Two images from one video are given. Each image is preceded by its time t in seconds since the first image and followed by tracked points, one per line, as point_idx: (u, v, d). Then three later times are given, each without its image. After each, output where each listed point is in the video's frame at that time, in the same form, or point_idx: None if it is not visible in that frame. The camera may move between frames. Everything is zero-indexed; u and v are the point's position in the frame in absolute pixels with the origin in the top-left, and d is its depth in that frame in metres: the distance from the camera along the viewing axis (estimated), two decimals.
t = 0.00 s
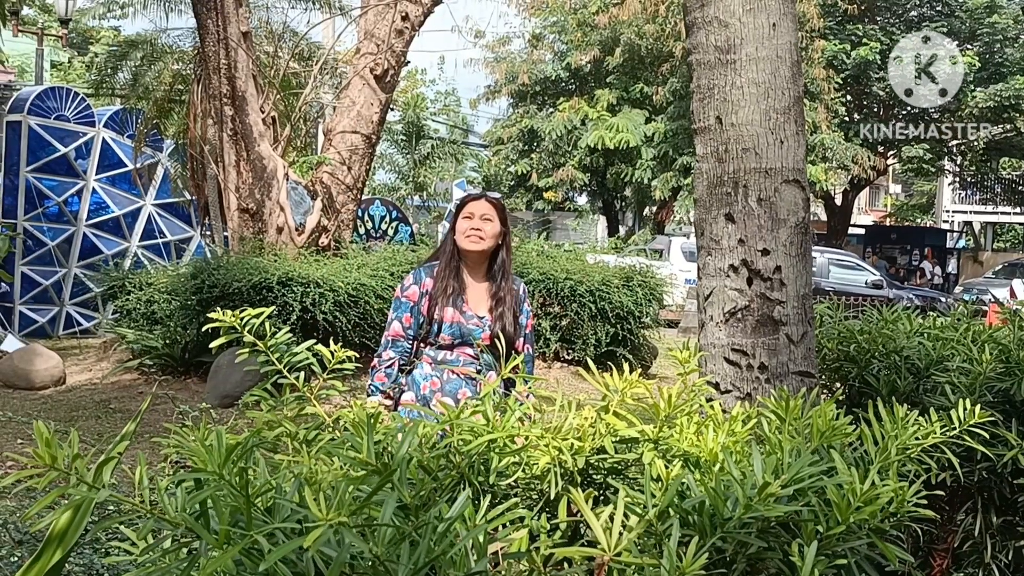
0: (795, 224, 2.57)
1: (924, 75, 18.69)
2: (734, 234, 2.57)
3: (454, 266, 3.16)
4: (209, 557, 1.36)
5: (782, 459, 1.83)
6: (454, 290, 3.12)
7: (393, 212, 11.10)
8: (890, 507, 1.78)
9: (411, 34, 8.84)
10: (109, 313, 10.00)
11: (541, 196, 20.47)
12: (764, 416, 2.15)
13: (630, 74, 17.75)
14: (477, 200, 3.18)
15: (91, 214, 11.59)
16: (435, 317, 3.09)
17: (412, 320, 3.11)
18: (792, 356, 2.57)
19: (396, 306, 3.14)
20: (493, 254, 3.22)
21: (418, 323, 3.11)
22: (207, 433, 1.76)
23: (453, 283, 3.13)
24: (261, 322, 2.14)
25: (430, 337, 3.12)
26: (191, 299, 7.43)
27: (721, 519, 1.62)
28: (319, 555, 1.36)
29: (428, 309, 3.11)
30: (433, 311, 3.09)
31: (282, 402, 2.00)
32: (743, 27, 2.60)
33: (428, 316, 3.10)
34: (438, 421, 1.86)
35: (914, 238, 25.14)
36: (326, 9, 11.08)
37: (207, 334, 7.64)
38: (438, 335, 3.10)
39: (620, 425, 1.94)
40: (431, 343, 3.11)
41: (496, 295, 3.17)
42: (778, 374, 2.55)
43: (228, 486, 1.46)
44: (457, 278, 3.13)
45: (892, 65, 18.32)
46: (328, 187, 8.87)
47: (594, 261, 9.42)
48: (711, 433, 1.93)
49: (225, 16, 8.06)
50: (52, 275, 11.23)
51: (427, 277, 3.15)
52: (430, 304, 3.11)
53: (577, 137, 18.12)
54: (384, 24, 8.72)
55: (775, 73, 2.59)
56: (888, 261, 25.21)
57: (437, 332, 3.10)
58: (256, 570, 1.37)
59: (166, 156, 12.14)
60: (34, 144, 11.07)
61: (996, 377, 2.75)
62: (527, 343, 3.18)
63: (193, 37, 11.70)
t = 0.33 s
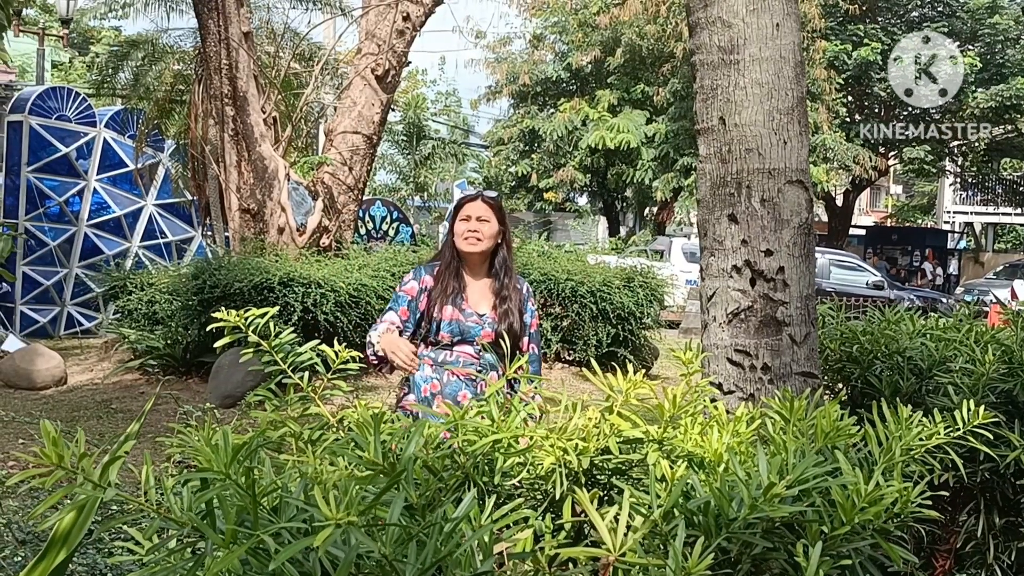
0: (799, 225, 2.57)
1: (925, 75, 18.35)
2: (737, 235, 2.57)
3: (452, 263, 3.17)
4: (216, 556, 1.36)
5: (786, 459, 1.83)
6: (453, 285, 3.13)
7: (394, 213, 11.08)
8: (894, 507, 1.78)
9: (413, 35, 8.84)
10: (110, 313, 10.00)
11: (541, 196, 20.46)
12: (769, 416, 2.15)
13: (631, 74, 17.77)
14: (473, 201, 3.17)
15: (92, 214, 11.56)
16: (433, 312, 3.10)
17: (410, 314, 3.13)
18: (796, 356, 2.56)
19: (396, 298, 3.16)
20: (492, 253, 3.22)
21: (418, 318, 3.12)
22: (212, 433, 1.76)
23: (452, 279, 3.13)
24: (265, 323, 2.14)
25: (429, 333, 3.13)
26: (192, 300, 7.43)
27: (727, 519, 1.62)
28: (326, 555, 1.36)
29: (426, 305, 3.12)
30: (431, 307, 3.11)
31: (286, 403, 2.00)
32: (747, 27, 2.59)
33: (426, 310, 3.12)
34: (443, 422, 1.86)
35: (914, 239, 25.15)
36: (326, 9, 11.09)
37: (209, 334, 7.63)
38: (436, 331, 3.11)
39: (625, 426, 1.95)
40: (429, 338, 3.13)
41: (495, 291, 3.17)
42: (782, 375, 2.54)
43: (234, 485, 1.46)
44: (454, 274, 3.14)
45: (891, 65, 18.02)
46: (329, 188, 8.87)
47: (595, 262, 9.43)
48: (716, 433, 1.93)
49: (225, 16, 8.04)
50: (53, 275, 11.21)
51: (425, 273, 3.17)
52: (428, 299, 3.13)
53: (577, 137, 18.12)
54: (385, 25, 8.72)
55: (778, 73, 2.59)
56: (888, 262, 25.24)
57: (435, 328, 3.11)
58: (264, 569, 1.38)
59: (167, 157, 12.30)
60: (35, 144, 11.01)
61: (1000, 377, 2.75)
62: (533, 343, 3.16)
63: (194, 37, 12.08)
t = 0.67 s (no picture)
0: (802, 225, 2.56)
1: (925, 75, 18.69)
2: (740, 235, 2.57)
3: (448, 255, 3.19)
4: (221, 556, 1.36)
5: (792, 459, 1.83)
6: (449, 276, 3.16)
7: (394, 213, 11.08)
8: (899, 508, 1.77)
9: (414, 35, 8.84)
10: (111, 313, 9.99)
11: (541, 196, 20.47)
12: (773, 416, 2.15)
13: (632, 74, 17.78)
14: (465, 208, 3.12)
15: (93, 214, 11.54)
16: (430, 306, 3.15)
17: (409, 297, 3.17)
18: (799, 357, 2.56)
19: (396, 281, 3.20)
20: (488, 253, 3.21)
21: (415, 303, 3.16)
22: (218, 432, 1.76)
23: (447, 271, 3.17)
24: (269, 322, 2.14)
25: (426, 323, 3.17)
26: (194, 300, 7.42)
27: (732, 520, 1.62)
28: (333, 554, 1.36)
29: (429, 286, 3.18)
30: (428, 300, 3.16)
31: (290, 403, 2.00)
32: (750, 27, 2.59)
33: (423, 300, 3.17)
34: (447, 422, 1.86)
35: (915, 239, 25.17)
36: (327, 9, 11.09)
37: (210, 334, 7.63)
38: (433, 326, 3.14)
39: (629, 426, 1.95)
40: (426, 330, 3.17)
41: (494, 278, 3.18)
42: (785, 375, 2.54)
43: (241, 485, 1.46)
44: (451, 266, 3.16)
45: (892, 65, 18.31)
46: (330, 188, 8.86)
47: (596, 262, 9.43)
48: (720, 434, 1.93)
49: (227, 16, 8.02)
50: (54, 275, 11.18)
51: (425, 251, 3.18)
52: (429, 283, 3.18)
53: (578, 137, 18.11)
54: (386, 25, 8.73)
55: (781, 73, 2.59)
56: (889, 262, 25.24)
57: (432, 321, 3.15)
58: (271, 569, 1.38)
59: (167, 157, 12.27)
60: (37, 144, 10.95)
61: (1003, 377, 2.75)
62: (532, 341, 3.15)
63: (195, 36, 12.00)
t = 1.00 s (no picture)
0: (803, 226, 2.56)
1: (925, 76, 18.59)
2: (741, 236, 2.56)
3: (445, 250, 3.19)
4: (223, 556, 1.37)
5: (792, 460, 1.83)
6: (449, 273, 3.18)
7: (396, 213, 11.09)
8: (900, 509, 1.77)
9: (415, 35, 8.86)
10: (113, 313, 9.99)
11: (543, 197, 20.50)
12: (774, 417, 2.14)
13: (633, 75, 17.78)
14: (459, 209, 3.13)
15: (94, 213, 11.56)
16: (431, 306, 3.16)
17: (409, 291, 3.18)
18: (800, 357, 2.56)
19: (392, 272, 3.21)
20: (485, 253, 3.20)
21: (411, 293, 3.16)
22: (219, 432, 1.76)
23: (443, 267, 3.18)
24: (271, 322, 2.13)
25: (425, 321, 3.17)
26: (195, 300, 7.43)
27: (732, 520, 1.62)
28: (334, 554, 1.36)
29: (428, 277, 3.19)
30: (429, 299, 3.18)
31: (291, 403, 2.00)
32: (752, 28, 2.59)
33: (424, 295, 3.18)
34: (448, 423, 1.86)
35: (917, 240, 25.20)
36: (328, 9, 11.10)
37: (211, 334, 7.63)
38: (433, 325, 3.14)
39: (630, 427, 1.95)
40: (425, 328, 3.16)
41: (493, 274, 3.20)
42: (786, 376, 2.54)
43: (243, 485, 1.46)
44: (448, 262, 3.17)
45: (892, 66, 18.32)
46: (331, 188, 8.85)
47: (597, 262, 9.44)
48: (722, 434, 1.93)
49: (229, 16, 8.00)
50: (56, 275, 11.18)
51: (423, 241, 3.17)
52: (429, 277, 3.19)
53: (579, 138, 18.10)
54: (388, 25, 8.74)
55: (783, 74, 2.59)
56: (890, 263, 25.22)
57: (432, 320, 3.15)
58: (272, 569, 1.38)
59: (169, 157, 12.27)
60: (38, 144, 10.94)
61: (1004, 378, 2.74)
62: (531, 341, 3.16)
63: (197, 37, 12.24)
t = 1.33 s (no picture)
0: (803, 226, 2.56)
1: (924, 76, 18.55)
2: (741, 236, 2.57)
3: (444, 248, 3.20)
4: (224, 556, 1.38)
5: (792, 461, 1.83)
6: (447, 271, 3.19)
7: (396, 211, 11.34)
8: (899, 509, 1.78)
9: (416, 35, 8.87)
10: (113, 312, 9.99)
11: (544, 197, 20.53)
12: (773, 417, 2.14)
13: (633, 75, 17.79)
14: (459, 209, 3.13)
15: (96, 213, 11.57)
16: (429, 304, 3.16)
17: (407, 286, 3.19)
18: (800, 358, 2.56)
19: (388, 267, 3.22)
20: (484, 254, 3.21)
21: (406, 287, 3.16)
22: (219, 432, 1.77)
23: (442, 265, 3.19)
24: (271, 322, 2.13)
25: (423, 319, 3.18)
26: (196, 300, 7.44)
27: (732, 521, 1.63)
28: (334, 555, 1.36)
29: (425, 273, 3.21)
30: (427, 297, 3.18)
31: (292, 403, 2.01)
32: (751, 29, 2.59)
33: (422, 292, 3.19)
34: (449, 423, 1.87)
35: (917, 240, 25.20)
36: (330, 9, 11.11)
37: (212, 334, 7.64)
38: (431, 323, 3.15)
39: (629, 427, 1.95)
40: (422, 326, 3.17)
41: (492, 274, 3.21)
42: (786, 376, 2.54)
43: (243, 485, 1.47)
44: (447, 260, 3.18)
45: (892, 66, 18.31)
46: (332, 187, 8.85)
47: (598, 263, 9.44)
48: (721, 435, 1.93)
49: (230, 16, 8.01)
50: (57, 275, 11.19)
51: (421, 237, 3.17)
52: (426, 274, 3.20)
53: (580, 138, 18.10)
54: (389, 25, 8.75)
55: (783, 75, 2.59)
56: (891, 263, 25.20)
57: (430, 318, 3.16)
58: (272, 569, 1.38)
59: (170, 156, 12.28)
60: (40, 143, 10.95)
61: (1003, 379, 2.74)
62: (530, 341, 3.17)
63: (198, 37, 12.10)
